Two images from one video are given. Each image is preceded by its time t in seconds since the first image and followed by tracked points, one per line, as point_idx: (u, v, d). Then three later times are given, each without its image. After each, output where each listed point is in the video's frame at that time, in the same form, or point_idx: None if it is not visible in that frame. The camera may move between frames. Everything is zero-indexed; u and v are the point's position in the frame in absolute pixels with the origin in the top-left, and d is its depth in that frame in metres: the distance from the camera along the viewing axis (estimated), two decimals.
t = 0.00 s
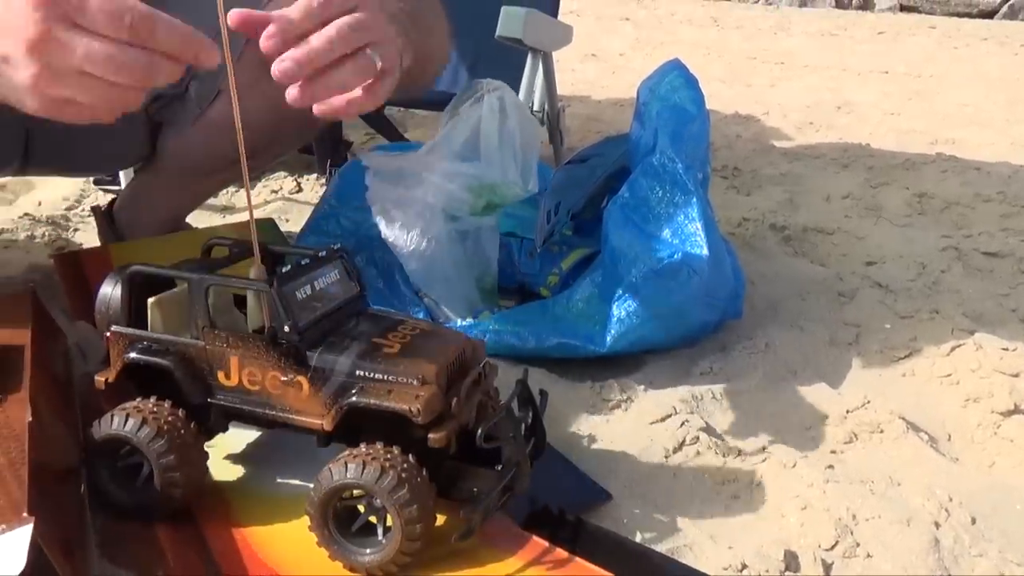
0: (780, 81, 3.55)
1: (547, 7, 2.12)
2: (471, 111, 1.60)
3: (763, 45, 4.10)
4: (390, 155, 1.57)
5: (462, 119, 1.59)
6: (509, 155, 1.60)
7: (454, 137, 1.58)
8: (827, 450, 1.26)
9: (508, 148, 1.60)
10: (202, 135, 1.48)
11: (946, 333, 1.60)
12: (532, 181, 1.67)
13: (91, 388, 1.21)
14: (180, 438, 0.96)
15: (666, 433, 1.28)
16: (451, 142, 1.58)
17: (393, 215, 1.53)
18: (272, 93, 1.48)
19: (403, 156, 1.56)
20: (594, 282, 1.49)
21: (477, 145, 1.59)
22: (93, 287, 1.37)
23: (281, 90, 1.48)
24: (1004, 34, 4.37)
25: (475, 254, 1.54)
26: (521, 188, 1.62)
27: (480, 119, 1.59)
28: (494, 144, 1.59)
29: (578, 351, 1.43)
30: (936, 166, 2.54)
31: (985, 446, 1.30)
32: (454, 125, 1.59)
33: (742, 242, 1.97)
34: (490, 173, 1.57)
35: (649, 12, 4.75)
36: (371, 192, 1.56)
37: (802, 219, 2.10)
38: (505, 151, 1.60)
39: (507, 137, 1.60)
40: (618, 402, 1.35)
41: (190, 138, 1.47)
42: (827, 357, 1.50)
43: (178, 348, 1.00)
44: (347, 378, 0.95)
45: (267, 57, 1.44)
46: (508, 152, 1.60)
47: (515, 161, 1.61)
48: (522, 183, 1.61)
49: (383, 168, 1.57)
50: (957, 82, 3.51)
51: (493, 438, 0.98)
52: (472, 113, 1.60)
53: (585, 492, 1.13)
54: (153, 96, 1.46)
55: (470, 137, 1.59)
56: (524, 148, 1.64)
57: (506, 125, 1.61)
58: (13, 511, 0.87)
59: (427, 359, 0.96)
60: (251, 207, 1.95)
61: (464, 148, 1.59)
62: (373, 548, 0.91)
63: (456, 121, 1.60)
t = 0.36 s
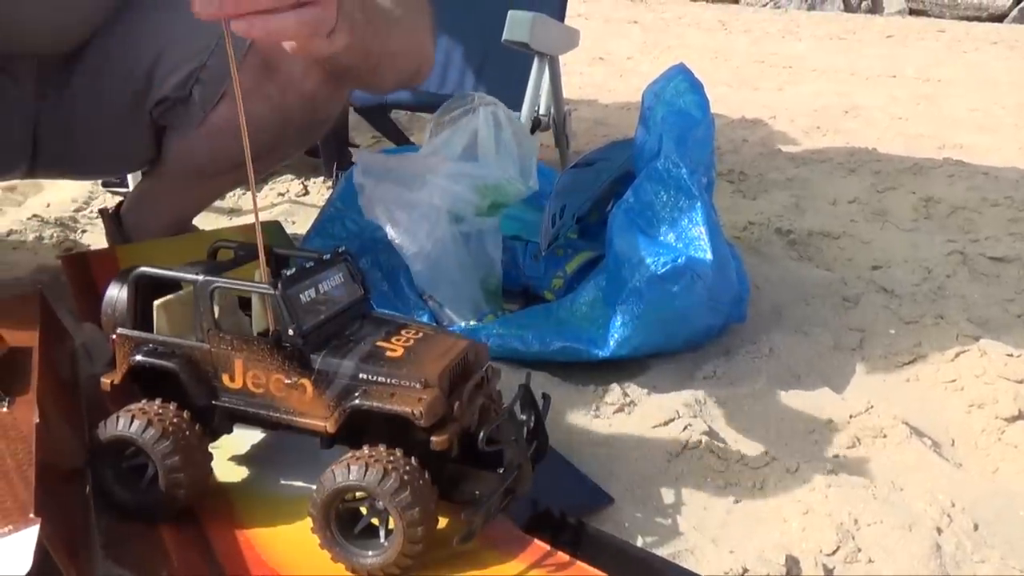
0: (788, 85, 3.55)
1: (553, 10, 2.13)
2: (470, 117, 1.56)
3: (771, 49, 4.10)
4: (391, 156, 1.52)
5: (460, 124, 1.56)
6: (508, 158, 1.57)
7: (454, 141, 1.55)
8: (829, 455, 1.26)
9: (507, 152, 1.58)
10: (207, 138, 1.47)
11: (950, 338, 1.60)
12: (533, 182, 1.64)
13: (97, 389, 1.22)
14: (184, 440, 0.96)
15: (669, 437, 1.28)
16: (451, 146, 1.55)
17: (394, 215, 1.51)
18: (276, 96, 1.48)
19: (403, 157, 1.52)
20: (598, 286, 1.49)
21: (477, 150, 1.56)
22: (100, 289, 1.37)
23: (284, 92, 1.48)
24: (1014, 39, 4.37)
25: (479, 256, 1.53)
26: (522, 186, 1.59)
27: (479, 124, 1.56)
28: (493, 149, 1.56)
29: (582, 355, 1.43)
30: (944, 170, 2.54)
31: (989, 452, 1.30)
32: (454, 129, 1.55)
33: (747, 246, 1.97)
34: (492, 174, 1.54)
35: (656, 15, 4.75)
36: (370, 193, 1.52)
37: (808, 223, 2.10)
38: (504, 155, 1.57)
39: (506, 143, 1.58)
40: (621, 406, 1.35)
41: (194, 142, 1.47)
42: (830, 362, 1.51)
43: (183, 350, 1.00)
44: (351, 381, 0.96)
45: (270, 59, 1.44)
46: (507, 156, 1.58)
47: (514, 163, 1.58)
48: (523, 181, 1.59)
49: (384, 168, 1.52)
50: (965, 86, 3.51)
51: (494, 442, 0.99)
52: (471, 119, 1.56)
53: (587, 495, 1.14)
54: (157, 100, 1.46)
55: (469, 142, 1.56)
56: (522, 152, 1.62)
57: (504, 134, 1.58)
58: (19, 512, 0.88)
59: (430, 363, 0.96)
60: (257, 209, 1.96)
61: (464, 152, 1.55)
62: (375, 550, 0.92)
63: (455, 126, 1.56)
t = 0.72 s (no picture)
0: (794, 87, 3.54)
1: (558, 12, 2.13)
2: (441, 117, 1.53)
3: (777, 50, 4.10)
4: (371, 172, 1.49)
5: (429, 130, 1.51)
6: (488, 152, 1.54)
7: (428, 147, 1.52)
8: (834, 459, 1.26)
9: (486, 147, 1.54)
10: (211, 142, 1.47)
11: (956, 342, 1.59)
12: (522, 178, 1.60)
13: (101, 393, 1.22)
14: (187, 444, 0.96)
15: (673, 441, 1.28)
16: (426, 153, 1.52)
17: (388, 233, 1.49)
18: (278, 98, 1.48)
19: (384, 172, 1.49)
20: (602, 290, 1.49)
21: (453, 150, 1.53)
22: (105, 293, 1.38)
23: (288, 95, 1.48)
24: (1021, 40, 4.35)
25: (478, 260, 1.53)
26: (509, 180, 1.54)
27: (451, 123, 1.53)
28: (470, 146, 1.53)
29: (586, 360, 1.43)
30: (950, 173, 2.53)
31: (995, 457, 1.29)
32: (425, 134, 1.53)
33: (752, 249, 1.97)
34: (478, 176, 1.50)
35: (661, 17, 4.75)
36: (360, 214, 1.50)
37: (813, 226, 2.09)
38: (484, 150, 1.53)
39: (481, 136, 1.54)
40: (625, 410, 1.35)
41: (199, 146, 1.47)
42: (835, 366, 1.50)
43: (186, 355, 1.00)
44: (353, 386, 0.96)
45: (274, 63, 1.44)
46: (486, 151, 1.54)
47: (495, 156, 1.54)
48: (509, 175, 1.54)
49: (367, 186, 1.49)
50: (971, 89, 3.50)
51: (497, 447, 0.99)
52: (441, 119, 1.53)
53: (590, 500, 1.14)
54: (162, 104, 1.45)
55: (444, 143, 1.53)
56: (501, 143, 1.58)
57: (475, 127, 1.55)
58: (22, 517, 0.88)
59: (432, 367, 0.96)
60: (262, 212, 1.96)
61: (441, 155, 1.53)
62: (378, 555, 0.91)
63: (425, 128, 1.53)
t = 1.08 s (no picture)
0: (798, 88, 3.54)
1: (562, 15, 2.13)
2: (448, 104, 1.53)
3: (780, 52, 4.10)
4: (375, 173, 1.49)
5: (436, 125, 1.52)
6: (493, 151, 1.54)
7: (435, 137, 1.52)
8: (838, 463, 1.26)
9: (491, 145, 1.54)
10: (216, 145, 1.47)
11: (960, 345, 1.59)
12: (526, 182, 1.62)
13: (106, 396, 1.22)
14: (190, 448, 0.97)
15: (676, 445, 1.28)
16: (432, 143, 1.52)
17: (391, 237, 1.49)
18: (284, 102, 1.47)
19: (388, 173, 1.49)
20: (604, 293, 1.49)
21: (459, 144, 1.53)
22: (109, 296, 1.38)
23: (293, 97, 1.47)
24: None
25: (481, 265, 1.53)
26: (518, 189, 1.55)
27: (458, 118, 1.53)
28: (475, 146, 1.53)
29: (589, 363, 1.43)
30: (954, 175, 2.53)
31: (999, 460, 1.29)
32: (433, 121, 1.51)
33: (755, 251, 1.97)
34: (484, 182, 1.50)
35: (665, 19, 4.75)
36: (362, 214, 1.50)
37: (817, 228, 2.09)
38: (489, 149, 1.54)
39: (486, 133, 1.55)
40: (628, 413, 1.35)
41: (204, 150, 1.47)
42: (838, 369, 1.50)
43: (189, 358, 1.01)
44: (356, 390, 0.96)
45: (279, 66, 1.44)
46: (492, 149, 1.54)
47: (501, 158, 1.55)
48: (518, 183, 1.56)
49: (371, 187, 1.50)
50: (975, 90, 3.50)
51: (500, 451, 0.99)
52: (449, 106, 1.53)
53: (592, 503, 1.14)
54: (167, 107, 1.45)
55: (450, 134, 1.53)
56: (505, 141, 1.59)
57: (481, 115, 1.56)
58: (27, 520, 0.88)
59: (435, 371, 0.96)
60: (265, 215, 1.97)
61: (447, 148, 1.53)
62: (380, 559, 0.92)
63: (433, 115, 1.52)
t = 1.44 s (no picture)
0: (802, 89, 3.53)
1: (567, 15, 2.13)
2: (448, 104, 1.54)
3: (784, 53, 4.09)
4: (375, 178, 1.50)
5: (436, 124, 1.53)
6: (494, 152, 1.54)
7: (435, 139, 1.52)
8: (843, 463, 1.26)
9: (492, 145, 1.55)
10: (222, 144, 1.47)
11: (966, 345, 1.59)
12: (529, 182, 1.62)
13: (112, 395, 1.22)
14: (197, 446, 0.97)
15: (681, 445, 1.28)
16: (432, 143, 1.52)
17: (394, 241, 1.49)
18: (289, 100, 1.47)
19: (388, 178, 1.49)
20: (609, 293, 1.49)
21: (459, 145, 1.54)
22: (115, 295, 1.38)
23: (299, 96, 1.48)
24: None
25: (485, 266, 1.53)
26: (518, 190, 1.55)
27: (457, 116, 1.54)
28: (477, 149, 1.53)
29: (594, 362, 1.43)
30: (959, 175, 2.53)
31: (1005, 461, 1.29)
32: (432, 123, 1.53)
33: (759, 251, 1.97)
34: (484, 184, 1.50)
35: (669, 20, 4.75)
36: (364, 218, 1.51)
37: (821, 229, 2.09)
38: (490, 149, 1.54)
39: (487, 133, 1.55)
40: (633, 413, 1.35)
41: (210, 149, 1.48)
42: (844, 369, 1.50)
43: (196, 357, 1.01)
44: (362, 388, 0.96)
45: (284, 65, 1.44)
46: (492, 149, 1.54)
47: (502, 159, 1.54)
48: (518, 185, 1.55)
49: (370, 193, 1.50)
50: (980, 90, 3.49)
51: (506, 450, 0.99)
52: (449, 106, 1.54)
53: (597, 503, 1.14)
54: (174, 106, 1.46)
55: (450, 135, 1.54)
56: (505, 141, 1.58)
57: (481, 114, 1.56)
58: (35, 518, 0.88)
59: (441, 370, 0.96)
60: (270, 215, 1.97)
61: (446, 150, 1.53)
62: (386, 557, 0.92)
63: (433, 115, 1.53)
